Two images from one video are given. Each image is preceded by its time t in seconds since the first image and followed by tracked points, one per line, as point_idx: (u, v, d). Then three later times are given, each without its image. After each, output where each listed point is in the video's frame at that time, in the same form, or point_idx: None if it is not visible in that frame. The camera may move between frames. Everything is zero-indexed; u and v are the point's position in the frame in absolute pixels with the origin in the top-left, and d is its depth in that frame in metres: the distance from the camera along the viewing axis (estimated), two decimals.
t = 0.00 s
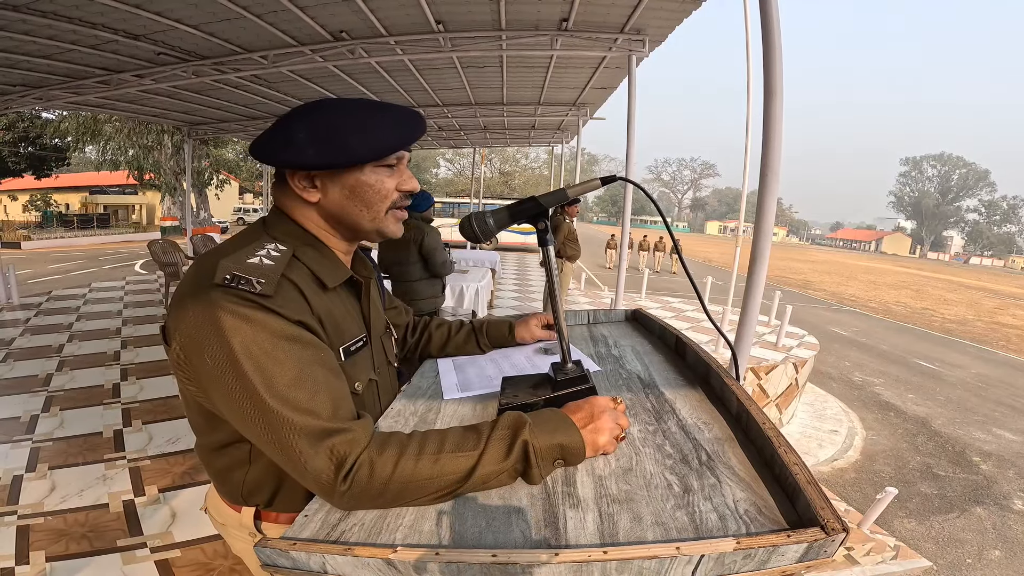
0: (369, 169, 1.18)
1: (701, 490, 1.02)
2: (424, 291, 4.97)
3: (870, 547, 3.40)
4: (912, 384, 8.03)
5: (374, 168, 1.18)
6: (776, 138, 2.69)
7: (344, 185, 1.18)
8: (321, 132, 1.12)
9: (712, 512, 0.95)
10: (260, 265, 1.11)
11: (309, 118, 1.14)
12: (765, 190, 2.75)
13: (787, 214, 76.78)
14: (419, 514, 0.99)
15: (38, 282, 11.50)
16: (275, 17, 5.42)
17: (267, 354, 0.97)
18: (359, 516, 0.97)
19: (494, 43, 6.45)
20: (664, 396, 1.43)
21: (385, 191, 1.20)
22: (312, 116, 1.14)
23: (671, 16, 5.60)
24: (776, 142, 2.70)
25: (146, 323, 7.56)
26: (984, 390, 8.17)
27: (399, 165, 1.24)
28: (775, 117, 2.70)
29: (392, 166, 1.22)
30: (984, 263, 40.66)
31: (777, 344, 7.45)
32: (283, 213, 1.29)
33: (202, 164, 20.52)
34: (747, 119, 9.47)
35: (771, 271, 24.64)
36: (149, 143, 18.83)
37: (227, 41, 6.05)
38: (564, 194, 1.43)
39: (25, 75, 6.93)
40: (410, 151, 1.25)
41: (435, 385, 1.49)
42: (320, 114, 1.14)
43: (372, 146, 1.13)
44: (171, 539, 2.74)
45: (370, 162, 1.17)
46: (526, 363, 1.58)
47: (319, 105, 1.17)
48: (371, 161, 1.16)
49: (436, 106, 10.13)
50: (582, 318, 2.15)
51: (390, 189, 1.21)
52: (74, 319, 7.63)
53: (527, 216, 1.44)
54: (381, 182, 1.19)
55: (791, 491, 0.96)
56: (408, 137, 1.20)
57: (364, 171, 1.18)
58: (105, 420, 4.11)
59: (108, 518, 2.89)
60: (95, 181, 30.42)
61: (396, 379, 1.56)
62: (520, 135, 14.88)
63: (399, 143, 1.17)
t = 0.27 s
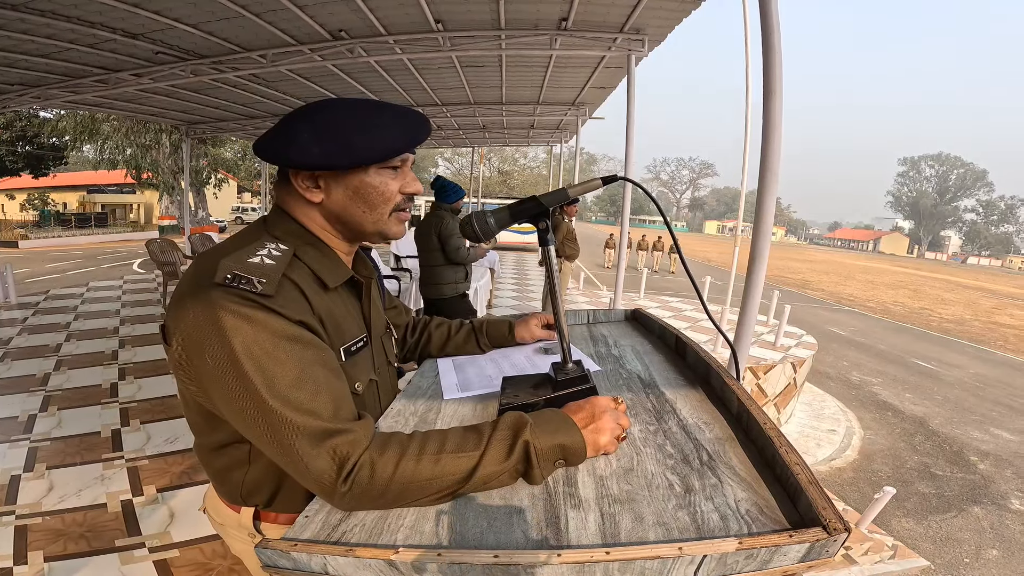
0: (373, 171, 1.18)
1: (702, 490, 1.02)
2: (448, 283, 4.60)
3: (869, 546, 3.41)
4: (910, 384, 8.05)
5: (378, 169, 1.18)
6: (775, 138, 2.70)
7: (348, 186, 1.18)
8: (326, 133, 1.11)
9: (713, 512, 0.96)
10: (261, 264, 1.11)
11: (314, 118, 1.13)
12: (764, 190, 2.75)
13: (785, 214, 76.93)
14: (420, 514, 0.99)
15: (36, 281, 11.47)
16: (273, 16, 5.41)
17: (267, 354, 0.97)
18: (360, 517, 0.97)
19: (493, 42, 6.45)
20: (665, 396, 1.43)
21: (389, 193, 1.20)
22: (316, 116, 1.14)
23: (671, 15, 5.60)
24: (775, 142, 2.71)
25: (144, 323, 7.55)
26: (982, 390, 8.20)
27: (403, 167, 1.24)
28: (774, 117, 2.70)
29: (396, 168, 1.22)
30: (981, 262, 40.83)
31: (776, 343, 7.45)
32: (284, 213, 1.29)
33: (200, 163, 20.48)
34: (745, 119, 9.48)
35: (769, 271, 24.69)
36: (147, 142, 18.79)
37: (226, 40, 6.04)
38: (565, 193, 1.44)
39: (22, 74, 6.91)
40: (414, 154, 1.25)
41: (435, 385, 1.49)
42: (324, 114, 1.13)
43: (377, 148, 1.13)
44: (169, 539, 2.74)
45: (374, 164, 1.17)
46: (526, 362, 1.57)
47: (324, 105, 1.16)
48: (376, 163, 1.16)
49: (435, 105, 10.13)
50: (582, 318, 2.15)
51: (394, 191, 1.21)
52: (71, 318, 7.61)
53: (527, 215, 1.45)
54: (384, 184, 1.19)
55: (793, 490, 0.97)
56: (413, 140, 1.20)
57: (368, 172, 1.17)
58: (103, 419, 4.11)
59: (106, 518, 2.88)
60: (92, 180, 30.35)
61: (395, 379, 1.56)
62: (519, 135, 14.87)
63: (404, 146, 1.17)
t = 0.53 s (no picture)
0: (365, 169, 1.17)
1: (693, 487, 1.03)
2: (474, 288, 4.62)
3: (857, 544, 3.47)
4: (897, 382, 8.15)
5: (370, 167, 1.17)
6: (766, 138, 2.72)
7: (340, 183, 1.17)
8: (317, 129, 1.10)
9: (704, 509, 0.96)
10: (250, 261, 1.10)
11: (306, 113, 1.12)
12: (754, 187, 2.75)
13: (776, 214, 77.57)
14: (412, 512, 0.99)
15: (20, 279, 11.32)
16: (264, 13, 5.37)
17: (257, 351, 0.96)
18: (352, 514, 0.98)
19: (486, 40, 6.43)
20: (655, 393, 1.44)
21: (381, 191, 1.19)
22: (309, 110, 1.12)
23: (664, 14, 5.61)
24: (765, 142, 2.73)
25: (131, 321, 7.47)
26: (966, 387, 8.31)
27: (396, 164, 1.23)
28: (765, 117, 2.71)
29: (389, 165, 1.21)
30: (966, 262, 41.40)
31: (765, 341, 7.51)
32: (275, 209, 1.28)
33: (188, 160, 20.30)
34: (737, 119, 9.53)
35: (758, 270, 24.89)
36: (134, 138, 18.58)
37: (215, 37, 5.98)
38: (556, 191, 1.44)
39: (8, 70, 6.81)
40: (407, 151, 1.24)
41: (427, 382, 1.49)
42: (317, 110, 1.12)
43: (370, 145, 1.12)
44: (158, 539, 2.72)
45: (366, 161, 1.16)
46: (517, 360, 1.58)
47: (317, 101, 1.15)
48: (368, 161, 1.15)
49: (427, 103, 10.09)
50: (574, 315, 2.15)
51: (386, 189, 1.20)
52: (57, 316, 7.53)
53: (518, 213, 1.45)
54: (376, 182, 1.18)
55: (782, 487, 0.97)
56: (405, 138, 1.19)
57: (361, 169, 1.16)
58: (90, 419, 4.06)
59: (93, 518, 2.86)
60: (78, 176, 29.97)
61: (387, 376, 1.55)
62: (511, 133, 14.86)
63: (397, 142, 1.17)
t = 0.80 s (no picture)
0: (346, 166, 1.15)
1: (672, 482, 1.05)
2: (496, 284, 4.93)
3: (831, 538, 3.61)
4: (867, 377, 8.36)
5: (351, 164, 1.16)
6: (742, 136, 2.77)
7: (321, 181, 1.15)
8: (296, 127, 1.09)
9: (683, 503, 0.99)
10: (227, 260, 1.09)
11: (285, 111, 1.11)
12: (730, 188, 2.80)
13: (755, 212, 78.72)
14: (396, 510, 1.00)
15: None
16: (242, 8, 5.28)
17: (235, 351, 0.96)
18: (334, 513, 0.98)
19: (469, 38, 6.41)
20: (635, 390, 1.46)
21: (363, 188, 1.17)
22: (288, 108, 1.11)
23: (646, 15, 5.66)
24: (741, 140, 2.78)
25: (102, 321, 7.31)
26: (933, 383, 8.57)
27: (376, 160, 1.21)
28: (742, 119, 2.76)
29: (369, 162, 1.19)
30: (935, 261, 42.56)
31: (741, 338, 7.63)
32: (253, 208, 1.26)
33: (160, 156, 19.84)
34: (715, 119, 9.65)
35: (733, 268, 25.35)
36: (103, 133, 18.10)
37: (191, 32, 5.87)
38: (537, 190, 1.45)
39: None
40: (387, 146, 1.23)
41: (408, 381, 1.49)
42: (295, 107, 1.11)
43: (350, 141, 1.11)
44: (133, 541, 2.68)
45: (347, 158, 1.14)
46: (498, 357, 1.59)
47: (296, 98, 1.14)
48: (349, 157, 1.14)
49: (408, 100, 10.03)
50: (554, 313, 2.17)
51: (367, 185, 1.18)
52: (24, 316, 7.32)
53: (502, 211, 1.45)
54: (358, 179, 1.17)
55: (757, 482, 1.01)
56: (387, 133, 1.18)
57: (341, 167, 1.15)
58: (59, 421, 3.98)
59: (65, 521, 2.80)
60: (45, 172, 29.12)
61: (367, 375, 1.55)
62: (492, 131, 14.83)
63: (377, 137, 1.15)
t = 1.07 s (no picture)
0: (310, 159, 1.14)
1: (642, 474, 1.07)
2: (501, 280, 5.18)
3: (803, 528, 3.64)
4: (830, 370, 8.63)
5: (315, 157, 1.15)
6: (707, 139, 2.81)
7: (284, 177, 1.14)
8: (255, 124, 1.08)
9: (653, 495, 1.01)
10: (189, 259, 1.08)
11: (242, 109, 1.09)
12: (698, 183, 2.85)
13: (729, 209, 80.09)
14: (370, 509, 1.01)
15: None
16: (208, 3, 5.17)
17: (199, 351, 0.95)
18: (307, 514, 0.99)
19: (443, 35, 6.37)
20: (605, 384, 1.48)
21: (328, 181, 1.17)
22: (245, 105, 1.10)
23: (620, 14, 5.70)
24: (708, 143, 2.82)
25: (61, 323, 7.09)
26: (891, 374, 8.89)
27: (340, 152, 1.20)
28: (709, 116, 2.81)
29: (332, 154, 1.19)
30: (897, 256, 44.02)
31: (710, 333, 7.76)
32: (214, 207, 1.25)
33: (118, 153, 19.23)
34: (685, 118, 9.78)
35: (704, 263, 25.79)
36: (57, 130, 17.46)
37: (152, 27, 5.71)
38: (507, 187, 1.46)
39: None
40: (351, 137, 1.22)
41: (380, 379, 1.49)
42: (253, 104, 1.09)
43: (314, 135, 1.10)
44: (102, 546, 2.63)
45: (310, 152, 1.14)
46: (471, 354, 1.60)
47: (252, 94, 1.12)
48: (312, 151, 1.13)
49: (380, 97, 9.93)
50: (526, 309, 2.19)
51: (333, 178, 1.18)
52: None
53: (472, 209, 1.46)
54: (323, 172, 1.16)
55: (723, 472, 1.03)
56: (349, 123, 1.17)
57: (305, 161, 1.14)
58: (16, 427, 3.86)
59: (29, 527, 2.74)
60: None
61: (338, 374, 1.55)
62: (466, 128, 14.78)
63: (340, 130, 1.14)
